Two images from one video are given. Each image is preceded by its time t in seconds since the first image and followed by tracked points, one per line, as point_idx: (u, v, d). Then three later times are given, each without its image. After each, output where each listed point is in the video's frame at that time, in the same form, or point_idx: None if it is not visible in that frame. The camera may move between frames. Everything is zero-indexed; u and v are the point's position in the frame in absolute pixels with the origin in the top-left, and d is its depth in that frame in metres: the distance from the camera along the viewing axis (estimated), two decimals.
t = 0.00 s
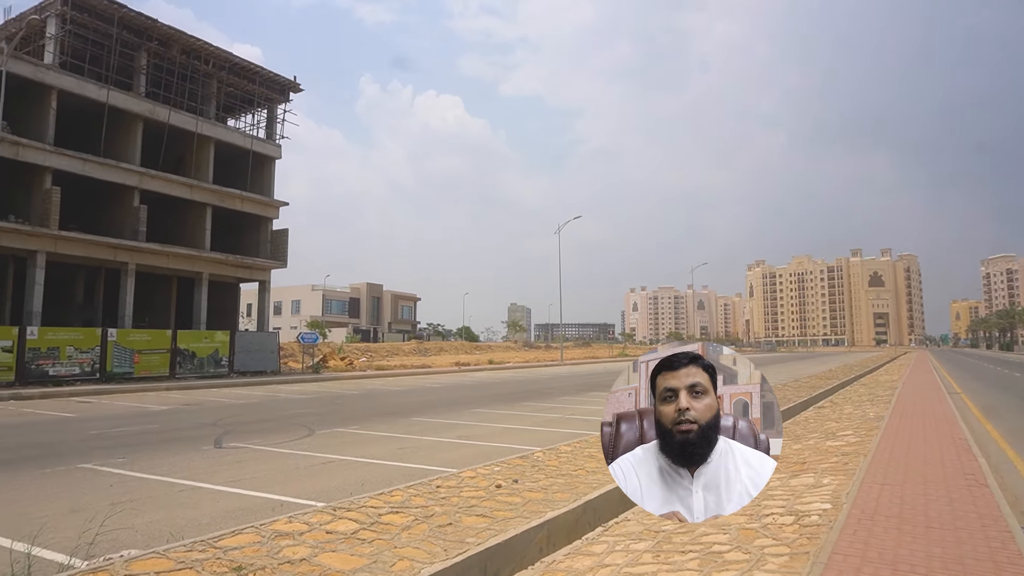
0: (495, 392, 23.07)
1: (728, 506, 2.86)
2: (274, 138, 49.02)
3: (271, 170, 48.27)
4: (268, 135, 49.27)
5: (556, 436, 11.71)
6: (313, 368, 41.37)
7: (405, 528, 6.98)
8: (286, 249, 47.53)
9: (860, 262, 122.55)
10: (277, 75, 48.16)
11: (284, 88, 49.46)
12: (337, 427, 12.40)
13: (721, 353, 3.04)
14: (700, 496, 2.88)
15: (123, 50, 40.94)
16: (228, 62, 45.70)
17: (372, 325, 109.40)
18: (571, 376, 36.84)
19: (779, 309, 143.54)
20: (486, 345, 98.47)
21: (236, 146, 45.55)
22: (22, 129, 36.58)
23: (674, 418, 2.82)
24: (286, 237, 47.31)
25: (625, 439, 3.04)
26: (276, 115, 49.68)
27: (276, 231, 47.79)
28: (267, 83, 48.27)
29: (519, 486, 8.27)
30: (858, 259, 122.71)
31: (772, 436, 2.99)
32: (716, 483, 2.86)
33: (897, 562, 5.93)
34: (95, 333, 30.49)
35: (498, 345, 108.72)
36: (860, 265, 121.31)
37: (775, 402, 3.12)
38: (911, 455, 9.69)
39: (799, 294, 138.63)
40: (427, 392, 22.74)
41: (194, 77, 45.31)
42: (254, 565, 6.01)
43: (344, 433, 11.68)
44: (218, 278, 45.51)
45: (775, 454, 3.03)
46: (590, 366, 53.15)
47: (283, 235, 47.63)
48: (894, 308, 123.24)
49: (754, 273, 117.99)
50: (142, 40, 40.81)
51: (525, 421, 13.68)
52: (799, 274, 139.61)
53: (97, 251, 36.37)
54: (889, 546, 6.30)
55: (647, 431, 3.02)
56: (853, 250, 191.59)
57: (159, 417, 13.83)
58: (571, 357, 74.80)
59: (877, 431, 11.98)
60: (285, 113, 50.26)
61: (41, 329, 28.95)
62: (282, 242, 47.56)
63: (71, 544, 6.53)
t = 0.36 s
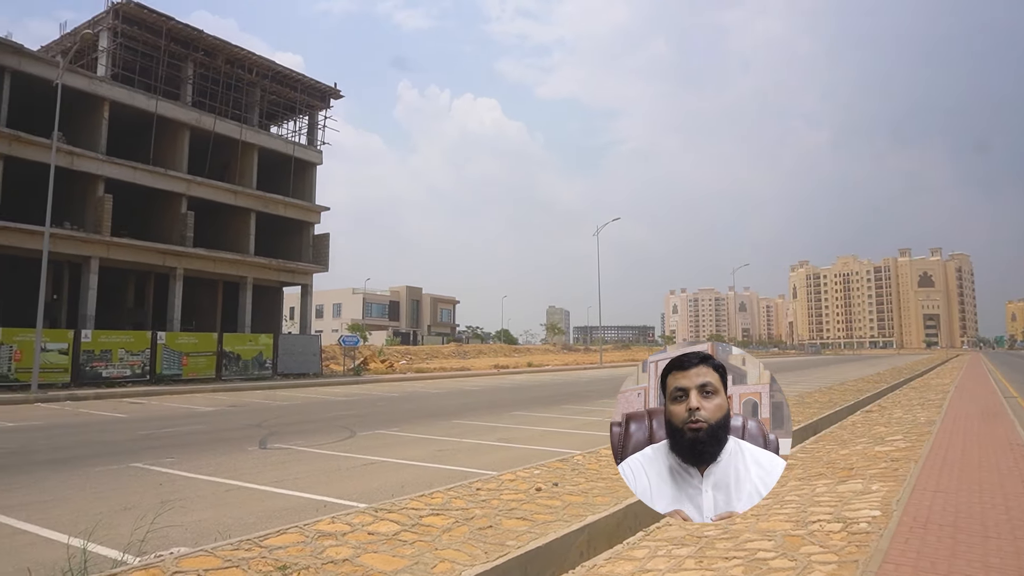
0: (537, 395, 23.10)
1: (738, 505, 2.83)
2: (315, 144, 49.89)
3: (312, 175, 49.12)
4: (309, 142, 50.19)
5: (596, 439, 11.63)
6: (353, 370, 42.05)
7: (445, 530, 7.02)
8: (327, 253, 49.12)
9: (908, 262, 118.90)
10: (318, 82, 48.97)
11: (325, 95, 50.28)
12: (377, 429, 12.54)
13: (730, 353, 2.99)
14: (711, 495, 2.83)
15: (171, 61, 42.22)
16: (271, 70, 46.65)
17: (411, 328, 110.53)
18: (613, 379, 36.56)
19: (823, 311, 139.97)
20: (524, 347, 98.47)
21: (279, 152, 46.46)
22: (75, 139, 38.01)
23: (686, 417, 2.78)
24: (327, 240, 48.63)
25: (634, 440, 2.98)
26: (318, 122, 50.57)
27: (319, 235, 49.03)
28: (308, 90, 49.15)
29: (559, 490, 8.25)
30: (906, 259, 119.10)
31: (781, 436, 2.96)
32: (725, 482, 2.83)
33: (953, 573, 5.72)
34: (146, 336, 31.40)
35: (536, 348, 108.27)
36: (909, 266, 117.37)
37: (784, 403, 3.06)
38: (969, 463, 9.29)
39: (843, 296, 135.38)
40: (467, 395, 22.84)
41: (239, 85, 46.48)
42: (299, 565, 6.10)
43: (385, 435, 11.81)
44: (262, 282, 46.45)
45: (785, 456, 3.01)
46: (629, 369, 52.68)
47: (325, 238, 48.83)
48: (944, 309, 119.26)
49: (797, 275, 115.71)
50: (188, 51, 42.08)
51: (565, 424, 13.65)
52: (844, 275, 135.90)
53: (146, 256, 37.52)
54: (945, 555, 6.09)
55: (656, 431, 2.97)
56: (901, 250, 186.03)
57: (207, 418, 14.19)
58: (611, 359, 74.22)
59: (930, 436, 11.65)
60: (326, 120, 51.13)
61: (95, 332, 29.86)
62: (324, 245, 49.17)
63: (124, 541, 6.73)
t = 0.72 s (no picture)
0: (574, 397, 23.07)
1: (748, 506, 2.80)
2: (350, 149, 50.48)
3: (347, 180, 49.71)
4: (344, 147, 50.82)
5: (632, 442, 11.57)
6: (389, 373, 42.54)
7: (481, 533, 7.05)
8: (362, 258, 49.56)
9: (953, 262, 115.44)
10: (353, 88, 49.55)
11: (359, 100, 50.89)
12: (413, 431, 12.65)
13: (740, 353, 3.03)
14: (720, 496, 2.80)
15: (211, 71, 43.16)
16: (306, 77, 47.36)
17: (445, 331, 111.20)
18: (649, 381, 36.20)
19: (863, 311, 136.72)
20: (558, 349, 98.23)
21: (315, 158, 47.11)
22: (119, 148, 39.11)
23: (696, 417, 2.77)
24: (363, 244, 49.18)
25: (643, 440, 2.97)
26: (352, 127, 51.20)
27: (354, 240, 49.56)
28: (343, 96, 49.77)
29: (595, 493, 8.22)
30: (950, 258, 115.65)
31: (790, 436, 2.89)
32: (735, 483, 2.79)
33: None
34: (187, 339, 32.02)
35: (570, 350, 107.85)
36: (954, 265, 113.89)
37: (795, 404, 3.01)
38: (1020, 469, 8.97)
39: (884, 296, 132.12)
40: (504, 398, 22.89)
41: (276, 93, 47.28)
42: (337, 565, 6.18)
43: (421, 437, 11.90)
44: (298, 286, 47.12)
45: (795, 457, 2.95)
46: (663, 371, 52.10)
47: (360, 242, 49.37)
48: (992, 309, 115.41)
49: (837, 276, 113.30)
50: (227, 60, 43.00)
51: (601, 427, 13.60)
52: (885, 274, 132.60)
53: (188, 262, 38.43)
54: (995, 563, 5.92)
55: (666, 431, 2.95)
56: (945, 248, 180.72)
57: (247, 419, 14.48)
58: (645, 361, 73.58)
59: (979, 440, 11.32)
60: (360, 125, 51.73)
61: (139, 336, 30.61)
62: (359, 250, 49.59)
63: (168, 540, 6.89)
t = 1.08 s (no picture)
0: (612, 400, 22.96)
1: (758, 505, 2.87)
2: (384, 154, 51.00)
3: (381, 184, 50.13)
4: (378, 152, 51.39)
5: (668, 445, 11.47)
6: (423, 375, 42.88)
7: (517, 535, 7.05)
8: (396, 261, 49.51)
9: (1000, 259, 111.94)
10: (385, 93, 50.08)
11: (392, 105, 51.45)
12: (448, 433, 12.71)
13: (748, 354, 2.97)
14: (730, 495, 2.88)
15: (247, 79, 44.01)
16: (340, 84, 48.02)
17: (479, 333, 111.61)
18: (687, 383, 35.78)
19: (904, 311, 133.43)
20: (593, 351, 97.83)
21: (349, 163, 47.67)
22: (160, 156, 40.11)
23: (705, 418, 2.81)
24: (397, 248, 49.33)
25: (652, 440, 3.00)
26: (385, 132, 51.78)
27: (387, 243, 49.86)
28: (376, 101, 50.34)
29: (631, 496, 8.17)
30: (997, 255, 112.20)
31: (799, 436, 2.94)
32: (744, 482, 2.87)
33: None
34: (226, 343, 32.66)
35: (604, 353, 107.23)
36: (1003, 262, 110.29)
37: (803, 402, 3.03)
38: None
39: (926, 295, 128.73)
40: (541, 400, 22.91)
41: (310, 99, 48.05)
42: (375, 566, 6.24)
43: (457, 439, 11.95)
44: (334, 289, 47.75)
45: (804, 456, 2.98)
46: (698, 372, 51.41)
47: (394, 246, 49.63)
48: None
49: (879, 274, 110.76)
50: (263, 68, 43.75)
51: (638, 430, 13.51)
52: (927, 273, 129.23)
53: (227, 267, 39.30)
54: None
55: (674, 431, 2.97)
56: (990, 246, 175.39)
57: (286, 422, 14.72)
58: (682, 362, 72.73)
59: None
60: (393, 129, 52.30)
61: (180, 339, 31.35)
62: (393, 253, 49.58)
63: (209, 539, 7.03)
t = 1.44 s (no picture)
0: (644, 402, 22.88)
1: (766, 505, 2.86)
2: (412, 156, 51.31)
3: (409, 186, 50.43)
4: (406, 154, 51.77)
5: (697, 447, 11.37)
6: (451, 376, 43.06)
7: (546, 536, 7.04)
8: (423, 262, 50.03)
9: None
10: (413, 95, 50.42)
11: (419, 107, 51.79)
12: (478, 434, 12.75)
13: (757, 353, 2.94)
14: (738, 496, 2.87)
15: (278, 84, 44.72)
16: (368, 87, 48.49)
17: (507, 334, 111.87)
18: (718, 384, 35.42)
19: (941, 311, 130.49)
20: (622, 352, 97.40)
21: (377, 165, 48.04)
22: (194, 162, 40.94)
23: (712, 417, 2.80)
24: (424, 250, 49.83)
25: (661, 440, 2.98)
26: (413, 134, 52.18)
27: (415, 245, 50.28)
28: (404, 104, 50.72)
29: (660, 498, 8.11)
30: None
31: (808, 436, 2.92)
32: (752, 482, 2.86)
33: None
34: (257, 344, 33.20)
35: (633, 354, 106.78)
36: None
37: (814, 402, 3.02)
38: None
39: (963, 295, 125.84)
40: (572, 401, 22.89)
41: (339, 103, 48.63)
42: (404, 566, 6.28)
43: (485, 440, 11.98)
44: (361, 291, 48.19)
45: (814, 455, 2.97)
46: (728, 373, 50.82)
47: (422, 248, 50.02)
48: None
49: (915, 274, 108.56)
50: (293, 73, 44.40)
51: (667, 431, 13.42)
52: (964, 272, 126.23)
53: (257, 269, 39.91)
54: None
55: (683, 431, 2.95)
56: None
57: (318, 422, 14.91)
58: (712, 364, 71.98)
59: None
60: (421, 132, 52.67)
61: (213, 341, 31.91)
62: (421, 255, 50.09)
63: (243, 538, 7.13)
